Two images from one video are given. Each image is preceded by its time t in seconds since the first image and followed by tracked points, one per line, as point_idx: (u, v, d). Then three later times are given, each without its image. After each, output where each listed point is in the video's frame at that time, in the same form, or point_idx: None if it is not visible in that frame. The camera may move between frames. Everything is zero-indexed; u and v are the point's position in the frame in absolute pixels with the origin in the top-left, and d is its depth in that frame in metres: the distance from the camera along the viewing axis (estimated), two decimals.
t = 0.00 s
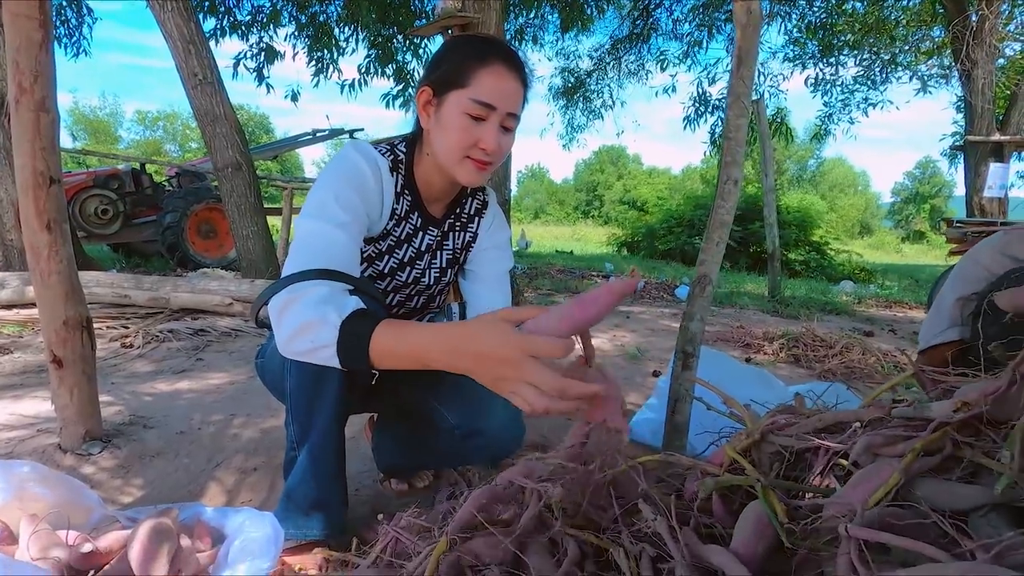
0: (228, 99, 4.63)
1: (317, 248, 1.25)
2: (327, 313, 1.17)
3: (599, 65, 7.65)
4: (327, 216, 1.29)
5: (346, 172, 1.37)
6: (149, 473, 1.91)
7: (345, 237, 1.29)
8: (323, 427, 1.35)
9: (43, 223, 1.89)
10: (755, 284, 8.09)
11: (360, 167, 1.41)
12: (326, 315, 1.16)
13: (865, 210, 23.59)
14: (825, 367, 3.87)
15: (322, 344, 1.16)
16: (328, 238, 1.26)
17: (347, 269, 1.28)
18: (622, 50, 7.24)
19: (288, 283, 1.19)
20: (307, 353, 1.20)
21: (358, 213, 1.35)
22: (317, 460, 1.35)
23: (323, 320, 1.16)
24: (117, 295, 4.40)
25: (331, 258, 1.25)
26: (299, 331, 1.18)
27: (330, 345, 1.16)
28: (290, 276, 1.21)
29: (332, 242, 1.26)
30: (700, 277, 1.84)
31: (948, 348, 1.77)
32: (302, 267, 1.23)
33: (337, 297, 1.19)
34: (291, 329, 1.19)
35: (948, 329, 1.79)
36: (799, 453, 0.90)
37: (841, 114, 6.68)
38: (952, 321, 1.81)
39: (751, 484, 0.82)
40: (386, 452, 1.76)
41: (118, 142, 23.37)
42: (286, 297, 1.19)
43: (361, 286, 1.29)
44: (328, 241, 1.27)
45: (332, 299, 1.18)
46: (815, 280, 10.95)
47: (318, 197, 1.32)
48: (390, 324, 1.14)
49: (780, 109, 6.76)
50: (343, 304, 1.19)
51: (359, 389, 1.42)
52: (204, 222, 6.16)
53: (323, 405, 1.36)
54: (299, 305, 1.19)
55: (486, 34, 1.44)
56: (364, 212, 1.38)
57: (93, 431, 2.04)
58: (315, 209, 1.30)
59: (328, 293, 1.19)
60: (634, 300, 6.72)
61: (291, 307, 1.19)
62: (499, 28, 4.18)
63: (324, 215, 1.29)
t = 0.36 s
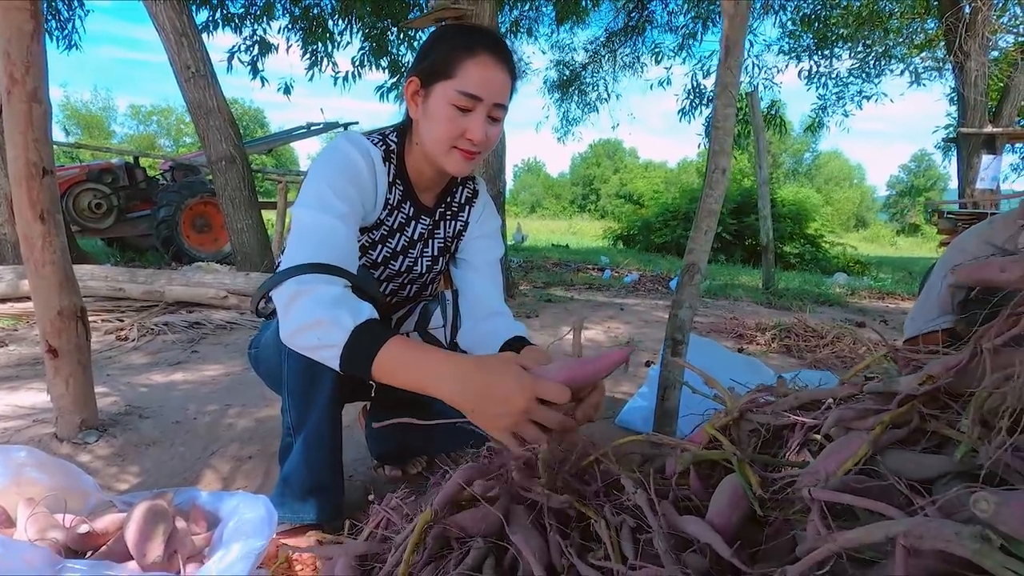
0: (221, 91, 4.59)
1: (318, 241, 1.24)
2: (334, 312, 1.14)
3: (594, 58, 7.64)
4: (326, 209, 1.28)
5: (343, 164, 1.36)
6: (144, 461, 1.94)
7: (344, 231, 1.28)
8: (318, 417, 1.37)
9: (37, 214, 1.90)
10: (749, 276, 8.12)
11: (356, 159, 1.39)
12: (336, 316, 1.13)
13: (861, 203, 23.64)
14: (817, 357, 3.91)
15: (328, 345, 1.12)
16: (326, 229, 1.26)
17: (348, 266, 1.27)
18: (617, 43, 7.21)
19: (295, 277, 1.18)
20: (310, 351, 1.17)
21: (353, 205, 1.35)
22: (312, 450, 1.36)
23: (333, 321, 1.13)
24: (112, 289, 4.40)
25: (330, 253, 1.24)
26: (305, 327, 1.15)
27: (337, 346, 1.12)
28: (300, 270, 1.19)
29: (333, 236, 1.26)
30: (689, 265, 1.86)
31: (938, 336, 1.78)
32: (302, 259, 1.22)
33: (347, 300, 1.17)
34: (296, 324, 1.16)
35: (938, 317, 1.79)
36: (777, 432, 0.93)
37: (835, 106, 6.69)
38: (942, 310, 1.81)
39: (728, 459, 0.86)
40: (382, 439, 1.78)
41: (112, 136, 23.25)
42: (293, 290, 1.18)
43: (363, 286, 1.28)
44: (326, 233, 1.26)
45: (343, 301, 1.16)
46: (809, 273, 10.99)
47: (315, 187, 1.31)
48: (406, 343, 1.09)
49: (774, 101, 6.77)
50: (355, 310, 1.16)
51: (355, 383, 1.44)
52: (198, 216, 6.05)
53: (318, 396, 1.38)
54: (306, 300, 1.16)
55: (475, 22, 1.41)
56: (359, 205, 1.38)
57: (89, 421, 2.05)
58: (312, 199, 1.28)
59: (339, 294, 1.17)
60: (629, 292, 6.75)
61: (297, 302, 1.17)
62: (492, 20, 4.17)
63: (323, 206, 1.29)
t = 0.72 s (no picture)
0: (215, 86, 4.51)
1: (305, 231, 1.25)
2: (322, 298, 1.16)
3: (588, 53, 7.64)
4: (315, 199, 1.29)
5: (333, 155, 1.37)
6: (140, 451, 1.96)
7: (332, 222, 1.29)
8: (309, 401, 1.39)
9: (30, 206, 1.91)
10: (744, 270, 8.15)
11: (345, 150, 1.39)
12: (324, 303, 1.15)
13: (856, 198, 23.67)
14: (808, 349, 3.95)
15: (318, 329, 1.14)
16: (314, 219, 1.27)
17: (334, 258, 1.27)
18: (612, 38, 7.19)
19: (281, 264, 1.19)
20: (296, 336, 1.19)
21: (342, 194, 1.35)
22: (303, 433, 1.39)
23: (322, 307, 1.15)
24: (106, 284, 4.40)
25: (318, 245, 1.25)
26: (292, 313, 1.17)
27: (327, 330, 1.14)
28: (286, 258, 1.20)
29: (321, 226, 1.27)
30: (676, 256, 1.89)
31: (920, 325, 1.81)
32: (288, 248, 1.23)
33: (334, 287, 1.19)
34: (283, 310, 1.17)
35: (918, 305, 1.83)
36: (753, 412, 0.96)
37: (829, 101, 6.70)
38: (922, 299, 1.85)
39: (703, 437, 0.89)
40: (373, 428, 1.77)
41: (106, 133, 23.11)
42: (279, 278, 1.19)
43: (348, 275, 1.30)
44: (313, 223, 1.27)
45: (330, 288, 1.18)
46: (804, 267, 11.04)
47: (304, 177, 1.32)
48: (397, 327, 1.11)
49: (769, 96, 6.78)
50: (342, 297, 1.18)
51: (345, 367, 1.46)
52: (194, 212, 5.70)
53: (308, 379, 1.40)
54: (293, 287, 1.18)
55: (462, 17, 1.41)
56: (349, 196, 1.38)
57: (84, 412, 2.07)
58: (301, 190, 1.30)
59: (326, 281, 1.18)
60: (623, 287, 6.77)
61: (283, 288, 1.19)
62: (486, 14, 4.16)
63: (312, 197, 1.29)
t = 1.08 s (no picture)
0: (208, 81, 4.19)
1: (287, 224, 1.26)
2: (292, 289, 1.18)
3: (583, 49, 7.62)
4: (300, 190, 1.30)
5: (322, 149, 1.37)
6: (134, 443, 1.97)
7: (317, 213, 1.29)
8: (300, 390, 1.42)
9: (22, 201, 1.92)
10: (738, 266, 8.18)
11: (335, 146, 1.40)
12: (293, 293, 1.18)
13: (851, 194, 23.69)
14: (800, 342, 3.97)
15: (288, 320, 1.18)
16: (295, 211, 1.27)
17: (313, 251, 1.27)
18: (607, 33, 7.16)
19: (259, 255, 1.21)
20: (274, 326, 1.22)
21: (329, 188, 1.35)
22: (295, 421, 1.41)
23: (290, 297, 1.18)
24: (100, 280, 4.40)
25: (299, 241, 1.24)
26: (267, 304, 1.20)
27: (298, 321, 1.18)
28: (265, 249, 1.22)
29: (304, 218, 1.27)
30: (665, 248, 1.91)
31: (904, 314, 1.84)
32: (266, 241, 1.24)
33: (307, 277, 1.21)
34: (256, 301, 1.21)
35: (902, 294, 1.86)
36: (733, 397, 0.98)
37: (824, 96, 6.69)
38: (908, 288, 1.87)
39: (683, 420, 0.91)
40: (366, 419, 1.74)
41: (99, 130, 23.00)
42: (253, 270, 1.21)
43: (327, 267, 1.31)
44: (298, 217, 1.27)
45: (300, 277, 1.20)
46: (799, 261, 11.07)
47: (292, 170, 1.32)
48: (362, 312, 1.14)
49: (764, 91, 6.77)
50: (311, 284, 1.20)
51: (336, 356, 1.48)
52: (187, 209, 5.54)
53: (299, 367, 1.42)
54: (269, 278, 1.20)
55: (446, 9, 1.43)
56: (337, 190, 1.38)
57: (79, 405, 2.09)
58: (287, 183, 1.30)
59: (296, 272, 1.20)
60: (618, 282, 6.79)
61: (256, 280, 1.22)
62: (479, 9, 4.15)
63: (297, 189, 1.30)
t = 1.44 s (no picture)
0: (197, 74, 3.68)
1: (274, 218, 1.27)
2: (277, 283, 1.20)
3: (578, 45, 7.61)
4: (288, 184, 1.31)
5: (313, 143, 1.38)
6: (128, 437, 1.98)
7: (305, 208, 1.30)
8: (291, 381, 1.43)
9: (14, 196, 1.92)
10: (732, 261, 8.20)
11: (326, 141, 1.41)
12: (279, 288, 1.20)
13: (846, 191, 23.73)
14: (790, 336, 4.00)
15: (274, 314, 1.20)
16: (283, 206, 1.28)
17: (300, 244, 1.28)
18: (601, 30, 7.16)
19: (244, 248, 1.22)
20: (259, 319, 1.24)
21: (318, 182, 1.36)
22: (287, 411, 1.43)
23: (275, 292, 1.20)
24: (94, 277, 4.39)
25: (285, 235, 1.26)
26: (252, 298, 1.21)
27: (283, 315, 1.20)
28: (251, 243, 1.23)
29: (292, 212, 1.28)
30: (654, 241, 1.93)
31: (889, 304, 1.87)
32: (255, 234, 1.25)
33: (292, 271, 1.22)
34: (242, 294, 1.22)
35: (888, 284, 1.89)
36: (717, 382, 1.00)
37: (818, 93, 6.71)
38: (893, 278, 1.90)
39: (665, 404, 0.94)
40: (359, 410, 1.75)
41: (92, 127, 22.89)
42: (238, 263, 1.22)
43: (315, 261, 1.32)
44: (285, 211, 1.28)
45: (286, 272, 1.21)
46: (792, 257, 11.12)
47: (282, 164, 1.33)
48: (347, 310, 1.16)
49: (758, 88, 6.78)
50: (297, 281, 1.22)
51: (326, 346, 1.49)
52: (182, 205, 5.41)
53: (291, 358, 1.43)
54: (254, 271, 1.21)
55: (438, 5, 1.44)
56: (326, 183, 1.39)
57: (73, 399, 2.10)
58: (277, 177, 1.31)
59: (282, 266, 1.22)
60: (612, 277, 6.81)
61: (241, 272, 1.23)
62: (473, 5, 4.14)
63: (286, 183, 1.31)
